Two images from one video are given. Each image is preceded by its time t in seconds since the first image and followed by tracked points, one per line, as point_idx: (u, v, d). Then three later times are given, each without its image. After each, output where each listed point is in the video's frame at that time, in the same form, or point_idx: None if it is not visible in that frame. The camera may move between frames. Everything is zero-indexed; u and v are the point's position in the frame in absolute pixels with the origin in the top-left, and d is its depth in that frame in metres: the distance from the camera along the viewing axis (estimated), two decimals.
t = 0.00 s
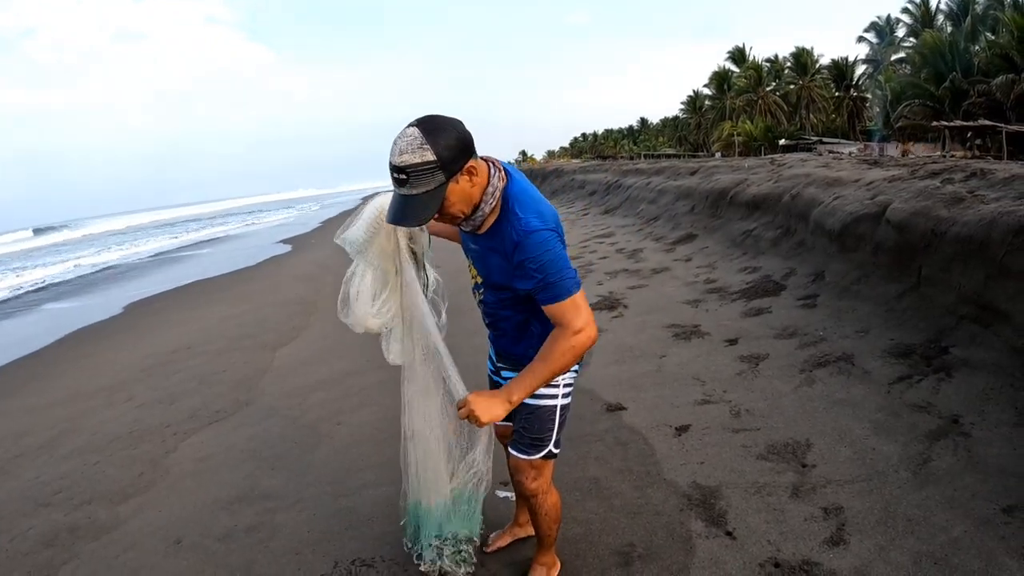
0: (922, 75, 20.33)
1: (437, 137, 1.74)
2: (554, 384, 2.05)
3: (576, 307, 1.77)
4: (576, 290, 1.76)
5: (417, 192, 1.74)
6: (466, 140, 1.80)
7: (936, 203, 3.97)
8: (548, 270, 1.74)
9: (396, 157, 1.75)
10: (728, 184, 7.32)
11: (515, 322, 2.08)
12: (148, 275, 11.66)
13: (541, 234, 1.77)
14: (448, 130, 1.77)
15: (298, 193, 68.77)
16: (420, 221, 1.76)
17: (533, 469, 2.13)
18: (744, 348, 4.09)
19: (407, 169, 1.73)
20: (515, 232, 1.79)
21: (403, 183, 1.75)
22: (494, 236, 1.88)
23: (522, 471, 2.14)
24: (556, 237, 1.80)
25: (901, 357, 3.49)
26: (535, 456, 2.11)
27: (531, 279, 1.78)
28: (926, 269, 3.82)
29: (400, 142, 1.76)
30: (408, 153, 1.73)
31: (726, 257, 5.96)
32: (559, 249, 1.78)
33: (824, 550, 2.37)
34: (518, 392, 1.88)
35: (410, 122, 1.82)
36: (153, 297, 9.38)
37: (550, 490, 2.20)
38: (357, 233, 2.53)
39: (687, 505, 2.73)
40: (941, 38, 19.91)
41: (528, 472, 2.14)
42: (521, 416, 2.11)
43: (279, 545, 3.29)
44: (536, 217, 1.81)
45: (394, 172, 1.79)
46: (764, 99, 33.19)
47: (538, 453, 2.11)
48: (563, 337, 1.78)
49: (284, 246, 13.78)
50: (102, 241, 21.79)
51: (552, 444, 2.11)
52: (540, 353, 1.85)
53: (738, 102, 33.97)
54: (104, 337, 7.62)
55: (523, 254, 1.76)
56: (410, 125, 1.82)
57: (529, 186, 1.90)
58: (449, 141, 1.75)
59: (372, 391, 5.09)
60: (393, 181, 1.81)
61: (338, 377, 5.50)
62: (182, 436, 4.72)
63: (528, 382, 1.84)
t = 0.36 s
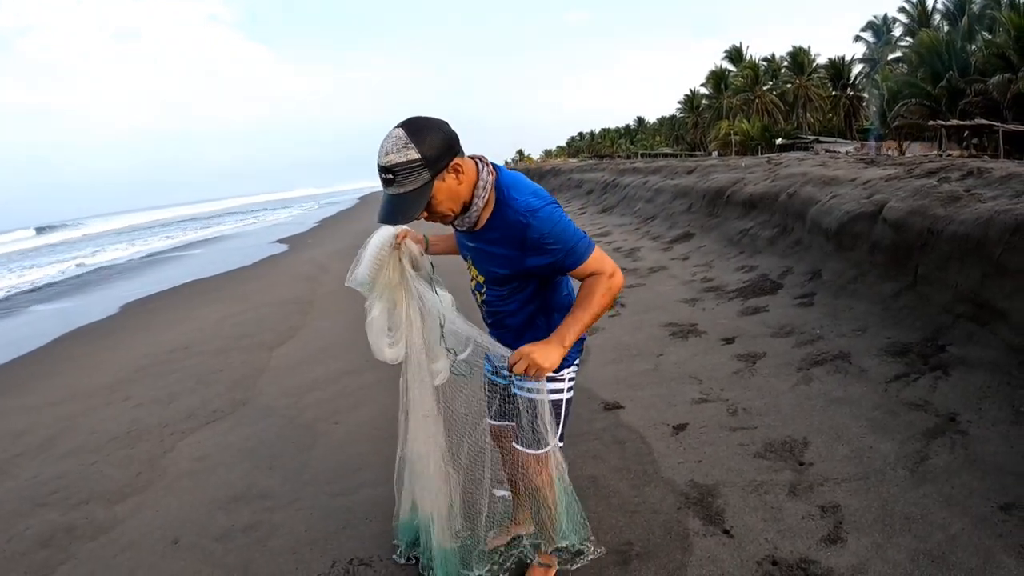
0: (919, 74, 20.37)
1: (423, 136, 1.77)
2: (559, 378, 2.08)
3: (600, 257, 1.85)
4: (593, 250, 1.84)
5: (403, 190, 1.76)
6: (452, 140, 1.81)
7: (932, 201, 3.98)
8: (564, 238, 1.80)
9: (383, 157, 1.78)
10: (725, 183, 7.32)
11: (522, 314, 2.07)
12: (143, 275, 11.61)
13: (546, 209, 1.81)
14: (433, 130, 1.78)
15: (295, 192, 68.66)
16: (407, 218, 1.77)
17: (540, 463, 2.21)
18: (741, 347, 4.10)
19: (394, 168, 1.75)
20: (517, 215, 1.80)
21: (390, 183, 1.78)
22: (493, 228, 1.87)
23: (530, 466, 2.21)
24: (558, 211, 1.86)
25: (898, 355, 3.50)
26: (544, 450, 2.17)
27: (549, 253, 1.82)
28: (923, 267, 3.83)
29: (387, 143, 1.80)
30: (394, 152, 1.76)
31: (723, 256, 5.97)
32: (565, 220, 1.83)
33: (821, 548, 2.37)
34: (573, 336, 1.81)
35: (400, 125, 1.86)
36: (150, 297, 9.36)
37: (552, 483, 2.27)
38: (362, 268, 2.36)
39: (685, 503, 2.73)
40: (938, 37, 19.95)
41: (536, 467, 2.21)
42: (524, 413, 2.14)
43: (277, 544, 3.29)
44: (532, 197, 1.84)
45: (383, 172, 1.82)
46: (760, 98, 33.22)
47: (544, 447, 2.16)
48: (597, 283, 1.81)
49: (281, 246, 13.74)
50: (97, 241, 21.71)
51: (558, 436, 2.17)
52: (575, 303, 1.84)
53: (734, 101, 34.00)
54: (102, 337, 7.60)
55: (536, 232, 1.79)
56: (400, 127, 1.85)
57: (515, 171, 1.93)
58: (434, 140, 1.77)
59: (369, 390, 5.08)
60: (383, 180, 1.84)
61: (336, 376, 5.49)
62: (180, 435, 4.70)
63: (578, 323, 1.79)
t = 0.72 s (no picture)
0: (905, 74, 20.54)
1: (428, 126, 1.78)
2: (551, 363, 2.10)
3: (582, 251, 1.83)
4: (575, 241, 1.83)
5: (410, 178, 1.76)
6: (454, 131, 1.83)
7: (918, 200, 4.00)
8: (547, 225, 1.80)
9: (389, 147, 1.79)
10: (712, 181, 7.34)
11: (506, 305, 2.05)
12: (128, 275, 11.48)
13: (534, 196, 1.83)
14: (437, 121, 1.80)
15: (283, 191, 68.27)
16: (412, 205, 1.76)
17: (533, 447, 2.21)
18: (728, 344, 4.11)
19: (399, 156, 1.76)
20: (506, 200, 1.82)
21: (396, 171, 1.78)
22: (484, 213, 1.88)
23: (524, 450, 2.21)
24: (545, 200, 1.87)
25: (883, 352, 3.52)
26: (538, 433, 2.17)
27: (532, 239, 1.82)
28: (908, 265, 3.85)
29: (391, 134, 1.81)
30: (400, 141, 1.77)
31: (709, 254, 5.99)
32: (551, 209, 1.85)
33: (809, 544, 2.38)
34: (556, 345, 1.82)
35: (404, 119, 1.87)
36: (136, 297, 9.26)
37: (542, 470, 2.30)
38: (355, 250, 2.32)
39: (672, 500, 2.73)
40: (923, 38, 20.13)
41: (529, 450, 2.21)
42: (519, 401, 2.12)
43: (265, 544, 3.26)
44: (524, 184, 1.87)
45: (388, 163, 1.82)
46: (747, 97, 33.38)
47: (538, 432, 2.17)
48: (578, 281, 1.79)
49: (267, 245, 13.66)
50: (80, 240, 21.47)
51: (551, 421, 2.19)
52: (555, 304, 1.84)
53: (721, 100, 34.18)
54: (87, 337, 7.51)
55: (522, 215, 1.80)
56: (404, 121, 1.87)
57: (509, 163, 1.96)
58: (438, 131, 1.78)
59: (356, 389, 5.06)
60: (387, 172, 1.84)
61: (323, 375, 5.46)
62: (166, 436, 4.66)
63: (559, 332, 1.79)
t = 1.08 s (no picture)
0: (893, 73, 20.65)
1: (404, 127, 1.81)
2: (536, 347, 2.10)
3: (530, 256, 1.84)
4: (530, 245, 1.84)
5: (384, 173, 1.77)
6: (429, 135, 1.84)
7: (902, 200, 4.03)
8: (505, 228, 1.82)
9: (365, 146, 1.82)
10: (699, 179, 7.36)
11: (484, 301, 2.04)
12: (115, 273, 11.40)
13: (501, 197, 1.85)
14: (414, 123, 1.83)
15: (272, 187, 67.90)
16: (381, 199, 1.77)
17: (526, 435, 2.12)
18: (713, 344, 4.13)
19: (372, 153, 1.78)
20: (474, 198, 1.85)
21: (370, 169, 1.80)
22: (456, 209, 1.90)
23: (516, 440, 2.11)
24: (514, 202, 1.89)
25: (867, 351, 3.55)
26: (530, 419, 2.11)
27: (489, 240, 1.84)
28: (893, 264, 3.88)
29: (370, 135, 1.84)
30: (375, 140, 1.80)
31: (696, 252, 6.01)
32: (516, 212, 1.86)
33: (791, 543, 2.40)
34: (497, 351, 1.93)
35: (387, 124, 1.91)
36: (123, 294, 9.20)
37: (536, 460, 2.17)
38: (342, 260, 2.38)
39: (656, 499, 2.74)
40: (912, 37, 20.26)
41: (522, 439, 2.11)
42: (508, 384, 2.12)
43: (252, 543, 3.25)
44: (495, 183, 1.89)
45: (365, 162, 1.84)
46: (736, 94, 33.47)
47: (528, 417, 2.11)
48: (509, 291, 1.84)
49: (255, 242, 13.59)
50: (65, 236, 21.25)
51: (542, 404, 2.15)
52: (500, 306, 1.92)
53: (710, 97, 34.25)
54: (75, 335, 7.46)
55: (484, 214, 1.83)
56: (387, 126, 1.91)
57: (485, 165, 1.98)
58: (411, 131, 1.80)
59: (343, 387, 5.05)
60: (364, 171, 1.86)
61: (309, 374, 5.44)
62: (154, 435, 4.64)
63: (496, 340, 1.88)
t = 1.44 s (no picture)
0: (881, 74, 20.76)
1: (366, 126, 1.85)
2: (482, 355, 2.08)
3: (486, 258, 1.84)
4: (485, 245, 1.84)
5: (344, 172, 1.82)
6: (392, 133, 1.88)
7: (882, 198, 4.06)
8: (458, 226, 1.81)
9: (330, 145, 1.88)
10: (683, 177, 7.37)
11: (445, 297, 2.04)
12: (101, 272, 11.33)
13: (455, 196, 1.84)
14: (377, 122, 1.86)
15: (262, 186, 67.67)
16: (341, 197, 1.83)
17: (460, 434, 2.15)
18: (692, 340, 4.14)
19: (334, 152, 1.84)
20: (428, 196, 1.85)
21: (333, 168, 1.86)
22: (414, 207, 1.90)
23: (447, 435, 2.15)
24: (472, 200, 1.87)
25: (846, 348, 3.56)
26: (461, 421, 2.12)
27: (444, 237, 1.84)
28: (872, 261, 3.90)
29: (336, 135, 1.90)
30: (338, 140, 1.85)
31: (679, 250, 6.02)
32: (472, 210, 1.84)
33: (765, 537, 2.41)
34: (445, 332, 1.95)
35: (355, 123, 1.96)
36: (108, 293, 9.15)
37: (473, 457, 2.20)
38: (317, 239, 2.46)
39: (631, 493, 2.75)
40: (899, 38, 20.39)
41: (454, 437, 2.14)
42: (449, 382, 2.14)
43: (233, 539, 3.25)
44: (452, 181, 1.88)
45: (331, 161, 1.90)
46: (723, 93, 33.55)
47: (460, 419, 2.12)
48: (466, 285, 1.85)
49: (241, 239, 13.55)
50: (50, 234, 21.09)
51: (480, 412, 2.13)
52: (455, 299, 1.94)
53: (698, 97, 34.34)
54: (62, 333, 7.42)
55: (438, 212, 1.83)
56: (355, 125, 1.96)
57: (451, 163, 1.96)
58: (372, 131, 1.84)
59: (325, 384, 5.04)
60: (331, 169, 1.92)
61: (292, 371, 5.43)
62: (137, 432, 4.62)
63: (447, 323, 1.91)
